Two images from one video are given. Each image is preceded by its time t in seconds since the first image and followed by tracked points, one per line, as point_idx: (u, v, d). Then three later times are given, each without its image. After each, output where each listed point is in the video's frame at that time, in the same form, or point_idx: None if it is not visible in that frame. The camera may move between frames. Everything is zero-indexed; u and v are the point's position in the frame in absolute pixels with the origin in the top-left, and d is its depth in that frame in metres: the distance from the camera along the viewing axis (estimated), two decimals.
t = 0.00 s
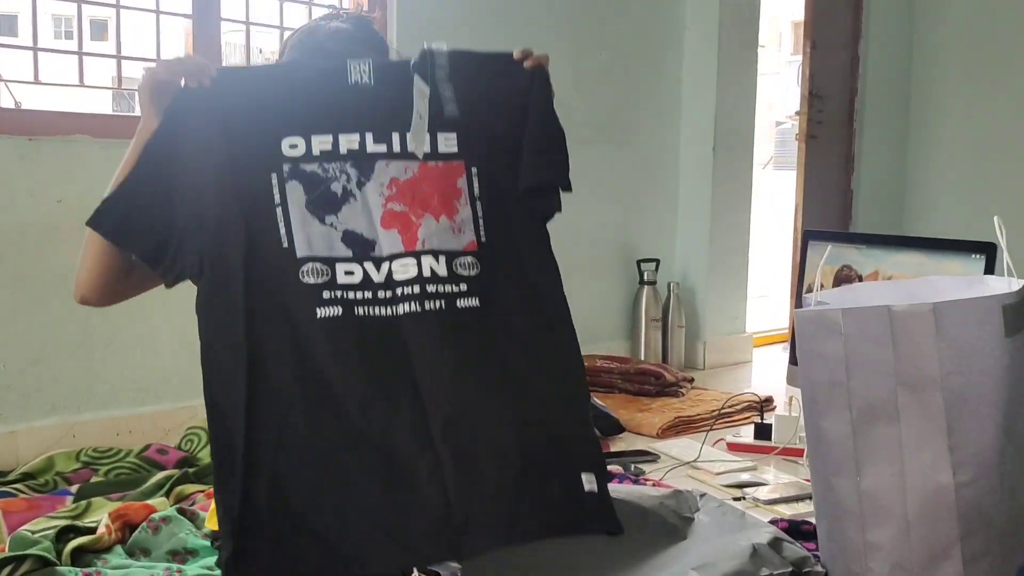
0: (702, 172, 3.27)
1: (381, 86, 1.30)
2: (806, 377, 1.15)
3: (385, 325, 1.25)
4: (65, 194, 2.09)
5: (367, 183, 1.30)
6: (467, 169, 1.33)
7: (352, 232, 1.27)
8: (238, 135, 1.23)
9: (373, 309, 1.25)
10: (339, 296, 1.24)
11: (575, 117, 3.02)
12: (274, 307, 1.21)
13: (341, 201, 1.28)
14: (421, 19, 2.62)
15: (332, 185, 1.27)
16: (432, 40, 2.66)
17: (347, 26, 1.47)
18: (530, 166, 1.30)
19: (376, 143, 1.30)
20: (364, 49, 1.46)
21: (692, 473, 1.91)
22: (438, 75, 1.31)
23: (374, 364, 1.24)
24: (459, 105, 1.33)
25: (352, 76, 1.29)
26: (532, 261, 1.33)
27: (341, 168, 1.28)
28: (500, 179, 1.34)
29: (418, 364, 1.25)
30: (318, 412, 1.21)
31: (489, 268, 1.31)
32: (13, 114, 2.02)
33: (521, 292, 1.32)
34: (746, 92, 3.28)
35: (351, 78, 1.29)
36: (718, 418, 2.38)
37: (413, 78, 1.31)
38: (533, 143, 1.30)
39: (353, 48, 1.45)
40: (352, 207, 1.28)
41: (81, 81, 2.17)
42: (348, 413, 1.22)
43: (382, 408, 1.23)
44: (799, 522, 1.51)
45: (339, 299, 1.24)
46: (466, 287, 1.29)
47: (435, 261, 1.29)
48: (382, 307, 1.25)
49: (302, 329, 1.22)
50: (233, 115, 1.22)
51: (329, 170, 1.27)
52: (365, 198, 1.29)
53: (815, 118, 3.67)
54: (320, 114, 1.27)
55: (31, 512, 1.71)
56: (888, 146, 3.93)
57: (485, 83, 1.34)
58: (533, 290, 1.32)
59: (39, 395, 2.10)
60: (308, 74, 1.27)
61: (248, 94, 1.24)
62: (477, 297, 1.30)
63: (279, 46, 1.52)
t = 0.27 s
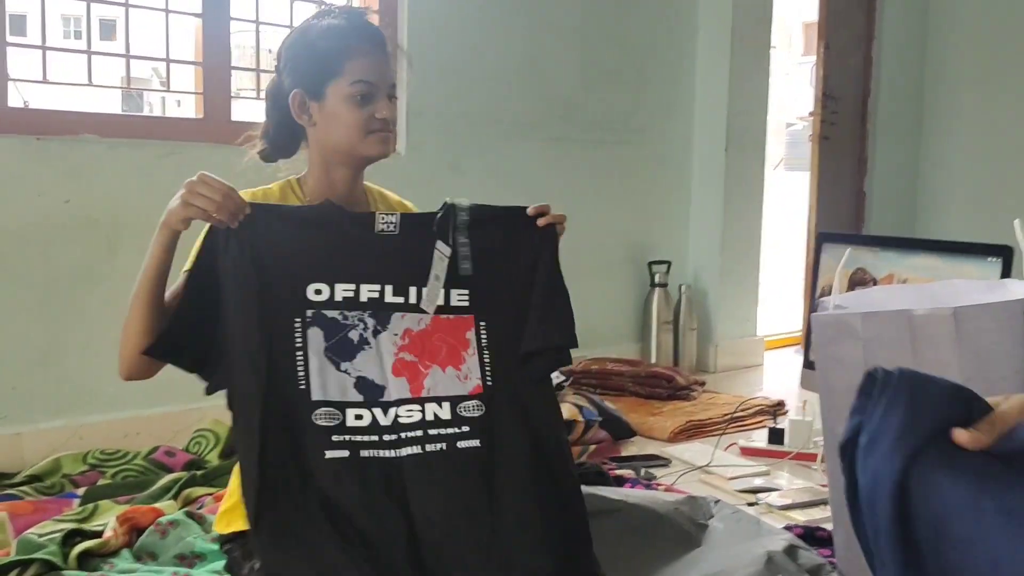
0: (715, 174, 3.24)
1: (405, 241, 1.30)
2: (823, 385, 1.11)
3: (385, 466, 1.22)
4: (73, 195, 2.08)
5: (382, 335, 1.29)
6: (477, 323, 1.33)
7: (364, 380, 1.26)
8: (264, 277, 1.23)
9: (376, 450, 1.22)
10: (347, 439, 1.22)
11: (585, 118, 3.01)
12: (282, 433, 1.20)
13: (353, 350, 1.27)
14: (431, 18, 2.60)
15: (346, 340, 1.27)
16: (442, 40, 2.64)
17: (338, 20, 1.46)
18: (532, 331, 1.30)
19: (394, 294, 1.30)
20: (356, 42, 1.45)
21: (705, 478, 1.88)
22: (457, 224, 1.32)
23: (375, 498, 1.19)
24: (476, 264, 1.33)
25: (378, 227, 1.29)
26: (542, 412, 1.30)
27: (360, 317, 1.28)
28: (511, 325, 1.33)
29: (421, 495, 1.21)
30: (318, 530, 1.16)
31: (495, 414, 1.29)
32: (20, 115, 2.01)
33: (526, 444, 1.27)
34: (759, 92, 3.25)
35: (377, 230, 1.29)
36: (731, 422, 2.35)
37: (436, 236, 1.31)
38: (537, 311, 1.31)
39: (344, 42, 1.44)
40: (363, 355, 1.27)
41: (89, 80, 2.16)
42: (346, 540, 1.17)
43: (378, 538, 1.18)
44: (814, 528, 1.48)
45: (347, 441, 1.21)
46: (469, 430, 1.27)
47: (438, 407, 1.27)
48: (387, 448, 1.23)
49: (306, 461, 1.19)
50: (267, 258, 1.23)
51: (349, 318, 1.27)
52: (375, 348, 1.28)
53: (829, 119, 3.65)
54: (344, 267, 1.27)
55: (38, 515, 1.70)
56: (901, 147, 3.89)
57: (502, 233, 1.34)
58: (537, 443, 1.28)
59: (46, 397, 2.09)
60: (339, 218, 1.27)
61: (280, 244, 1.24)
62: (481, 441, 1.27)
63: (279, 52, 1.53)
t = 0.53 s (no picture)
0: (763, 168, 3.20)
1: (452, 252, 1.28)
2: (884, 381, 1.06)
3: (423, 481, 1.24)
4: (124, 193, 2.10)
5: (423, 349, 1.27)
6: (518, 338, 1.30)
7: (404, 395, 1.26)
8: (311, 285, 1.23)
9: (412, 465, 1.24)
10: (387, 452, 1.24)
11: (630, 114, 2.98)
12: (328, 441, 1.22)
13: (393, 363, 1.26)
14: (475, 13, 2.59)
15: (387, 353, 1.26)
16: (487, 36, 2.63)
17: (382, 15, 1.47)
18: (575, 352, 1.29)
19: (436, 307, 1.27)
20: (397, 38, 1.45)
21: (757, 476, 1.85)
22: (502, 236, 1.30)
23: (411, 510, 1.23)
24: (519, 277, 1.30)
25: (424, 242, 1.26)
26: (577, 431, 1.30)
27: (401, 330, 1.26)
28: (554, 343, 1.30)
29: (457, 508, 1.25)
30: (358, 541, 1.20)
31: (530, 434, 1.28)
32: (72, 114, 2.03)
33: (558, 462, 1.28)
34: (807, 85, 3.20)
35: (423, 244, 1.26)
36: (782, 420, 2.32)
37: (481, 249, 1.29)
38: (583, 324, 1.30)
39: (385, 38, 1.45)
40: (405, 369, 1.26)
41: (138, 80, 2.18)
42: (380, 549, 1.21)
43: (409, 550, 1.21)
44: (871, 527, 1.45)
45: (386, 456, 1.23)
46: (503, 451, 1.26)
47: (474, 427, 1.27)
48: (423, 462, 1.24)
49: (348, 475, 1.22)
50: (316, 266, 1.23)
51: (390, 330, 1.26)
52: (417, 361, 1.27)
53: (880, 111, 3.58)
54: (387, 278, 1.26)
55: (92, 510, 1.72)
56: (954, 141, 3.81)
57: (550, 243, 1.33)
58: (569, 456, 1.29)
59: (99, 393, 2.11)
60: (384, 232, 1.26)
61: (327, 254, 1.23)
62: (516, 460, 1.26)
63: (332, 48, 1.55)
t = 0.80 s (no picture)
0: (768, 169, 3.19)
1: (457, 245, 1.27)
2: (887, 380, 1.05)
3: (428, 475, 1.23)
4: (129, 186, 2.10)
5: (430, 342, 1.27)
6: (524, 330, 1.28)
7: (411, 386, 1.26)
8: (318, 277, 1.23)
9: (419, 458, 1.23)
10: (392, 445, 1.23)
11: (635, 113, 2.97)
12: (334, 432, 1.22)
13: (399, 356, 1.26)
14: (481, 10, 2.59)
15: (394, 346, 1.25)
16: (493, 34, 2.63)
17: (372, 17, 1.41)
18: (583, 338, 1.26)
19: (442, 299, 1.27)
20: (381, 43, 1.39)
21: (759, 477, 1.85)
22: (508, 228, 1.28)
23: (418, 504, 1.22)
24: (526, 270, 1.29)
25: (429, 235, 1.26)
26: (587, 426, 1.28)
27: (408, 322, 1.26)
28: (565, 336, 1.28)
29: (461, 503, 1.23)
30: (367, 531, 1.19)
31: (538, 427, 1.26)
32: (77, 106, 2.03)
33: (569, 458, 1.25)
34: (813, 87, 3.20)
35: (428, 237, 1.26)
36: (784, 421, 2.31)
37: (488, 242, 1.28)
38: (591, 318, 1.27)
39: (368, 43, 1.39)
40: (411, 361, 1.26)
41: (144, 74, 2.17)
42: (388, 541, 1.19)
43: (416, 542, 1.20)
44: (872, 530, 1.45)
45: (391, 449, 1.23)
46: (510, 445, 1.25)
47: (481, 420, 1.25)
48: (428, 456, 1.23)
49: (354, 469, 1.22)
50: (322, 260, 1.23)
51: (397, 322, 1.26)
52: (423, 354, 1.27)
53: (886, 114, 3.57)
54: (392, 270, 1.25)
55: (93, 502, 1.72)
56: (960, 144, 3.80)
57: (559, 238, 1.31)
58: (577, 451, 1.27)
59: (102, 386, 2.11)
60: (388, 222, 1.25)
61: (332, 247, 1.23)
62: (523, 455, 1.25)
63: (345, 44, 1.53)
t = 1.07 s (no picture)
0: (766, 170, 3.20)
1: (448, 246, 1.28)
2: (880, 380, 1.05)
3: (418, 470, 1.23)
4: (126, 186, 2.11)
5: (417, 342, 1.28)
6: (512, 334, 1.30)
7: (399, 386, 1.26)
8: (312, 272, 1.23)
9: (407, 455, 1.23)
10: (382, 442, 1.23)
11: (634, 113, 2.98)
12: (324, 428, 1.21)
13: (387, 357, 1.26)
14: (479, 11, 2.60)
15: (381, 347, 1.26)
16: (491, 34, 2.63)
17: (372, 21, 1.41)
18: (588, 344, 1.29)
19: (432, 301, 1.28)
20: (380, 46, 1.39)
21: (755, 478, 1.85)
22: (500, 232, 1.29)
23: (408, 498, 1.21)
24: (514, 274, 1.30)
25: (422, 236, 1.26)
26: (575, 427, 1.28)
27: (398, 322, 1.27)
28: (550, 338, 1.30)
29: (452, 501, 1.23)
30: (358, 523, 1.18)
31: (526, 428, 1.27)
32: (75, 106, 2.03)
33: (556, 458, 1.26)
34: (811, 88, 3.20)
35: (420, 238, 1.26)
36: (781, 421, 2.32)
37: (480, 246, 1.29)
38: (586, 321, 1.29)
39: (367, 47, 1.39)
40: (399, 362, 1.27)
41: (142, 74, 2.17)
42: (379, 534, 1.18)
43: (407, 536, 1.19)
44: (867, 530, 1.45)
45: (381, 445, 1.23)
46: (497, 445, 1.26)
47: (468, 421, 1.26)
48: (417, 454, 1.24)
49: (344, 463, 1.21)
50: (315, 258, 1.23)
51: (386, 322, 1.27)
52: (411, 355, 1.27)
53: (884, 115, 3.58)
54: (384, 270, 1.26)
55: (90, 502, 1.72)
56: (958, 144, 3.81)
57: (548, 244, 1.32)
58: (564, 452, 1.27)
59: (99, 385, 2.12)
60: (375, 217, 1.24)
61: (324, 246, 1.24)
62: (511, 455, 1.26)
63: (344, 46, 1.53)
